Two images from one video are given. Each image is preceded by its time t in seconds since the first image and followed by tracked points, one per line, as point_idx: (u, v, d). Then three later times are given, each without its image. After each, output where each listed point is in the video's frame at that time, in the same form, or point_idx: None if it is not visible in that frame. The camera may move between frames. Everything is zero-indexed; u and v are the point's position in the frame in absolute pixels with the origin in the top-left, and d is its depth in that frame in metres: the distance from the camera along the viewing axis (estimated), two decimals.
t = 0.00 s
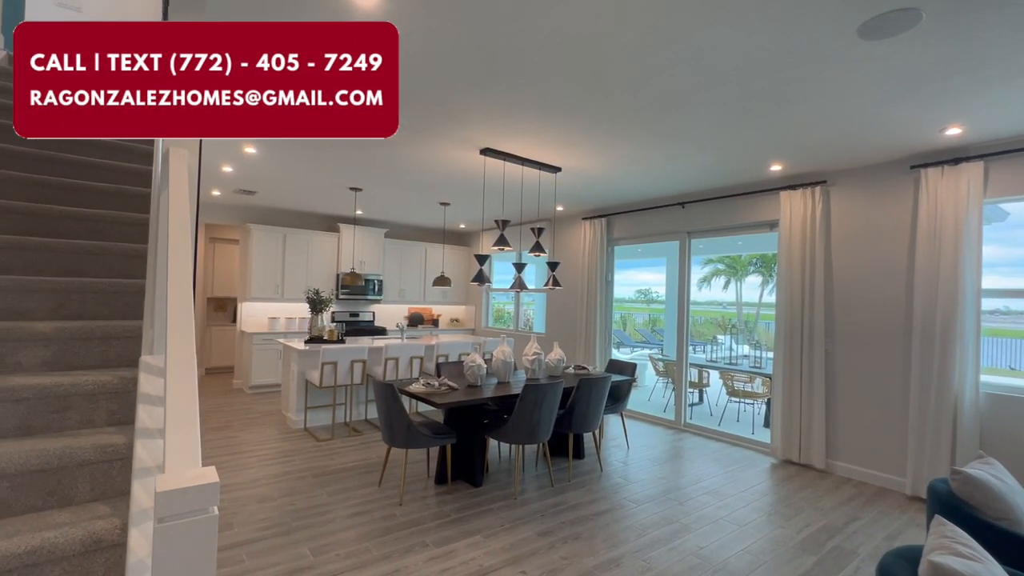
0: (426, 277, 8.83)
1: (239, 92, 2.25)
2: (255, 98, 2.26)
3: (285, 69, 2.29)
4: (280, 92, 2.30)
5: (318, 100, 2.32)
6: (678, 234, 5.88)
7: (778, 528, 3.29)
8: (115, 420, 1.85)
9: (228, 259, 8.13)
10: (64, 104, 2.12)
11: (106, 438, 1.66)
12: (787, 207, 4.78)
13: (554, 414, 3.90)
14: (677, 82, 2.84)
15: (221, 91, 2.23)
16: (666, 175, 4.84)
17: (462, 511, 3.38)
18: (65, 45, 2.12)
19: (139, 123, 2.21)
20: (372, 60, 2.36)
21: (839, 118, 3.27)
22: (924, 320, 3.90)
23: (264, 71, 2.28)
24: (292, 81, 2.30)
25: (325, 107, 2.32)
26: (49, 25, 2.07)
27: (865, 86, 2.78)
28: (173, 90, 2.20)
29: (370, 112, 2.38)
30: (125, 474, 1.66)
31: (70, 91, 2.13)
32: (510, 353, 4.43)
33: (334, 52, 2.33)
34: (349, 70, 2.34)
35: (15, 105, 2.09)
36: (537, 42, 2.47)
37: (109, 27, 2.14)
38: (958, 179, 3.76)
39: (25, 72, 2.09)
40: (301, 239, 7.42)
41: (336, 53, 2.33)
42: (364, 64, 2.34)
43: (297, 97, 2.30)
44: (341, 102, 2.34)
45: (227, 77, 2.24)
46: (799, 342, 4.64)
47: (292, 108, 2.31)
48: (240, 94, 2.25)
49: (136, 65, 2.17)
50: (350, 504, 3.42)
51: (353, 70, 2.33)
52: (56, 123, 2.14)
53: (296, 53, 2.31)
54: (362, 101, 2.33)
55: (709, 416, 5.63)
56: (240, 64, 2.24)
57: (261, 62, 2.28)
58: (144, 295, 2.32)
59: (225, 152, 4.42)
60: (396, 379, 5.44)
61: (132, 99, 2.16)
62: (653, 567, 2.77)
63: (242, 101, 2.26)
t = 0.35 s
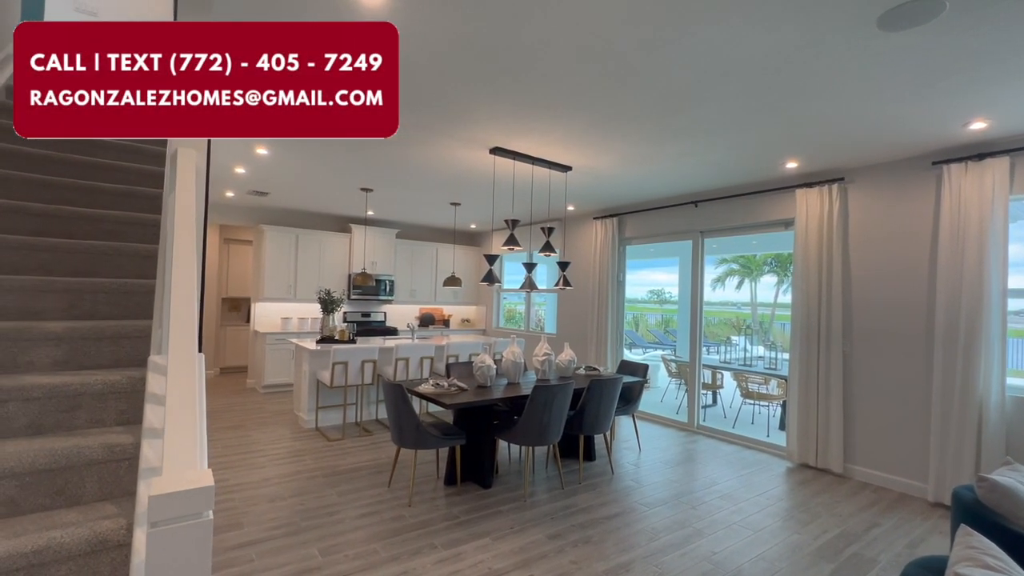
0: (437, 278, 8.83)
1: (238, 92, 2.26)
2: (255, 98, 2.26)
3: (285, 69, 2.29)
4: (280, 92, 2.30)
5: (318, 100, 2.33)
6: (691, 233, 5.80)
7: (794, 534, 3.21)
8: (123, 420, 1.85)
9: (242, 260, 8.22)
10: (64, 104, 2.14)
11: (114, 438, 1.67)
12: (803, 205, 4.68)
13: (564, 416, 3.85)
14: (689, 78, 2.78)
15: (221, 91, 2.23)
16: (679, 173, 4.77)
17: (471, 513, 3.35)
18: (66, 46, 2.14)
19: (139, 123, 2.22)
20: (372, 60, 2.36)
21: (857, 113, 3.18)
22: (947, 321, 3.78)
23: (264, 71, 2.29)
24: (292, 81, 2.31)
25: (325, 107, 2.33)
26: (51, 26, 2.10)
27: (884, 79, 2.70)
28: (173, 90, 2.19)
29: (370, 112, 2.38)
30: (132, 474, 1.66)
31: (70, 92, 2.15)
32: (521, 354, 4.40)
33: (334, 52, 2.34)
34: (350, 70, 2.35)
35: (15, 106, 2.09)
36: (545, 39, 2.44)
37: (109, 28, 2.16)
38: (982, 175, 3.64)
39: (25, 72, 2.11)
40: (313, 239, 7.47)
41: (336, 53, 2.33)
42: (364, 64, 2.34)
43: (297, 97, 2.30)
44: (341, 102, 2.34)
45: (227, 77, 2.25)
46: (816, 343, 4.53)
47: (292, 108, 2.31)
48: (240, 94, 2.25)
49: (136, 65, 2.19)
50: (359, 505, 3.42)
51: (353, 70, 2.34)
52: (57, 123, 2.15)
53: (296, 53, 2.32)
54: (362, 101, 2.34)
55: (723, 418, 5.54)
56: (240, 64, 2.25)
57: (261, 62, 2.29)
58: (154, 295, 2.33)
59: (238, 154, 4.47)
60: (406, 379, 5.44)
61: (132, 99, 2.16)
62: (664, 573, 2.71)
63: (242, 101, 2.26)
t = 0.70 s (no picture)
0: (443, 278, 8.82)
1: (238, 92, 2.27)
2: (255, 98, 2.29)
3: (285, 68, 2.30)
4: (280, 92, 2.32)
5: (318, 100, 2.35)
6: (699, 233, 5.74)
7: (805, 540, 3.15)
8: (125, 421, 1.85)
9: (249, 261, 8.26)
10: (64, 104, 2.15)
11: (115, 439, 1.66)
12: (813, 203, 4.61)
13: (570, 417, 3.82)
14: (697, 75, 2.74)
15: (221, 91, 2.25)
16: (686, 172, 4.72)
17: (476, 515, 3.32)
18: (66, 46, 2.14)
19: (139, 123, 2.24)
20: (372, 61, 2.36)
21: (868, 110, 3.11)
22: (963, 321, 3.70)
23: (264, 71, 2.30)
24: (291, 81, 2.33)
25: (325, 107, 2.35)
26: (50, 26, 2.09)
27: (897, 74, 2.64)
28: (173, 90, 2.21)
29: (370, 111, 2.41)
30: (133, 475, 1.65)
31: (70, 91, 2.16)
32: (526, 354, 4.37)
33: (334, 52, 2.33)
34: (349, 70, 2.35)
35: (14, 105, 2.10)
36: (550, 37, 2.40)
37: (109, 27, 2.15)
38: (998, 172, 3.55)
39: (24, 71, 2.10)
40: (320, 240, 7.50)
41: (336, 53, 2.33)
42: (364, 65, 2.35)
43: (297, 97, 2.33)
44: (341, 102, 2.36)
45: (227, 77, 2.26)
46: (827, 344, 4.45)
47: (292, 108, 2.35)
48: (240, 94, 2.27)
49: (136, 66, 2.19)
50: (364, 506, 3.41)
51: (353, 71, 2.35)
52: (56, 123, 2.16)
53: (296, 53, 2.32)
54: (362, 101, 2.37)
55: (732, 420, 5.49)
56: (240, 64, 2.26)
57: (261, 62, 2.29)
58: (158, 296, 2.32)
59: (244, 154, 4.48)
60: (412, 379, 5.43)
61: (132, 99, 2.19)
62: None
63: (242, 101, 2.28)
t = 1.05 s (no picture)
0: (446, 278, 8.80)
1: (238, 92, 2.25)
2: (255, 98, 2.27)
3: (285, 69, 2.28)
4: (280, 92, 2.30)
5: (318, 100, 2.33)
6: (703, 232, 5.69)
7: (812, 545, 3.10)
8: (120, 424, 1.82)
9: (252, 261, 8.26)
10: (64, 104, 2.14)
11: (110, 443, 1.64)
12: (819, 203, 4.55)
13: (572, 420, 3.77)
14: (702, 73, 2.69)
15: (221, 91, 2.23)
16: (690, 172, 4.67)
17: (477, 518, 3.29)
18: (66, 46, 2.12)
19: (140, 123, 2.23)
20: (372, 61, 2.34)
21: (875, 108, 3.06)
22: (973, 322, 3.63)
23: (265, 71, 2.27)
24: (292, 81, 2.30)
25: (325, 107, 2.33)
26: (51, 27, 2.07)
27: (905, 71, 2.58)
28: (173, 90, 2.20)
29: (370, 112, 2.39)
30: (128, 479, 1.63)
31: (70, 91, 2.15)
32: (528, 355, 4.34)
33: (333, 52, 2.31)
34: (349, 70, 2.33)
35: (14, 105, 2.10)
36: (552, 34, 2.36)
37: (110, 27, 2.12)
38: (1008, 171, 3.49)
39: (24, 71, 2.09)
40: (323, 241, 7.49)
41: (336, 53, 2.30)
42: (364, 65, 2.33)
43: (297, 97, 2.31)
44: (341, 102, 2.34)
45: (227, 77, 2.23)
46: (834, 345, 4.40)
47: (292, 108, 2.32)
48: (240, 94, 2.25)
49: (136, 65, 2.17)
50: (364, 509, 3.38)
51: (353, 71, 2.33)
52: (56, 123, 2.16)
53: (296, 53, 2.29)
54: (362, 101, 2.35)
55: (736, 422, 5.43)
56: (240, 64, 2.23)
57: (261, 62, 2.26)
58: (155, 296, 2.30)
59: (246, 155, 4.47)
60: (413, 380, 5.40)
61: (132, 99, 2.17)
62: None
63: (242, 101, 2.26)
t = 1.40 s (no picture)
0: (444, 279, 8.77)
1: (238, 92, 2.25)
2: (255, 98, 2.27)
3: (285, 69, 2.26)
4: (280, 92, 2.29)
5: (318, 100, 2.32)
6: (701, 233, 5.67)
7: (811, 548, 3.07)
8: (107, 428, 1.79)
9: (249, 262, 8.24)
10: (64, 104, 2.17)
11: (95, 447, 1.61)
12: (818, 203, 4.53)
13: (569, 422, 3.75)
14: (700, 72, 2.67)
15: (221, 91, 2.24)
16: (689, 172, 4.64)
17: (473, 521, 3.26)
18: (65, 46, 2.14)
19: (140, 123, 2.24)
20: (372, 61, 2.31)
21: (875, 107, 3.03)
22: (973, 323, 3.61)
23: (264, 71, 2.26)
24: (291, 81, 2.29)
25: (325, 107, 2.33)
26: (50, 26, 2.10)
27: (905, 69, 2.56)
28: (173, 90, 2.22)
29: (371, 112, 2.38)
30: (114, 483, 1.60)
31: (70, 91, 2.16)
32: (526, 357, 4.31)
33: (334, 52, 2.28)
34: (349, 70, 2.30)
35: (15, 106, 2.14)
36: (548, 34, 2.34)
37: (109, 27, 2.14)
38: (1008, 171, 3.46)
39: (25, 71, 2.12)
40: (320, 241, 7.46)
41: (336, 53, 2.27)
42: (364, 65, 2.30)
43: (297, 97, 2.30)
44: (341, 102, 2.33)
45: (227, 77, 2.23)
46: (832, 345, 4.38)
47: (292, 107, 2.32)
48: (240, 94, 2.26)
49: (136, 66, 2.19)
50: (360, 512, 3.35)
51: (353, 71, 2.30)
52: (58, 123, 2.19)
53: (296, 53, 2.26)
54: (362, 101, 2.34)
55: (735, 423, 5.40)
56: (240, 64, 2.22)
57: (261, 62, 2.24)
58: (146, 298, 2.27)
59: (241, 155, 4.44)
60: (411, 381, 5.37)
61: (132, 99, 2.19)
62: None
63: (242, 101, 2.27)
